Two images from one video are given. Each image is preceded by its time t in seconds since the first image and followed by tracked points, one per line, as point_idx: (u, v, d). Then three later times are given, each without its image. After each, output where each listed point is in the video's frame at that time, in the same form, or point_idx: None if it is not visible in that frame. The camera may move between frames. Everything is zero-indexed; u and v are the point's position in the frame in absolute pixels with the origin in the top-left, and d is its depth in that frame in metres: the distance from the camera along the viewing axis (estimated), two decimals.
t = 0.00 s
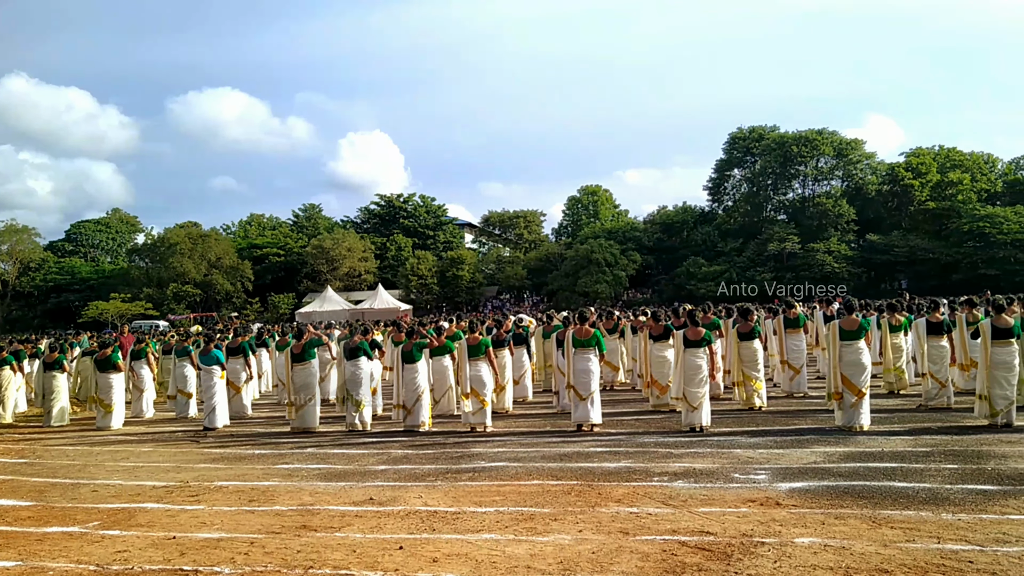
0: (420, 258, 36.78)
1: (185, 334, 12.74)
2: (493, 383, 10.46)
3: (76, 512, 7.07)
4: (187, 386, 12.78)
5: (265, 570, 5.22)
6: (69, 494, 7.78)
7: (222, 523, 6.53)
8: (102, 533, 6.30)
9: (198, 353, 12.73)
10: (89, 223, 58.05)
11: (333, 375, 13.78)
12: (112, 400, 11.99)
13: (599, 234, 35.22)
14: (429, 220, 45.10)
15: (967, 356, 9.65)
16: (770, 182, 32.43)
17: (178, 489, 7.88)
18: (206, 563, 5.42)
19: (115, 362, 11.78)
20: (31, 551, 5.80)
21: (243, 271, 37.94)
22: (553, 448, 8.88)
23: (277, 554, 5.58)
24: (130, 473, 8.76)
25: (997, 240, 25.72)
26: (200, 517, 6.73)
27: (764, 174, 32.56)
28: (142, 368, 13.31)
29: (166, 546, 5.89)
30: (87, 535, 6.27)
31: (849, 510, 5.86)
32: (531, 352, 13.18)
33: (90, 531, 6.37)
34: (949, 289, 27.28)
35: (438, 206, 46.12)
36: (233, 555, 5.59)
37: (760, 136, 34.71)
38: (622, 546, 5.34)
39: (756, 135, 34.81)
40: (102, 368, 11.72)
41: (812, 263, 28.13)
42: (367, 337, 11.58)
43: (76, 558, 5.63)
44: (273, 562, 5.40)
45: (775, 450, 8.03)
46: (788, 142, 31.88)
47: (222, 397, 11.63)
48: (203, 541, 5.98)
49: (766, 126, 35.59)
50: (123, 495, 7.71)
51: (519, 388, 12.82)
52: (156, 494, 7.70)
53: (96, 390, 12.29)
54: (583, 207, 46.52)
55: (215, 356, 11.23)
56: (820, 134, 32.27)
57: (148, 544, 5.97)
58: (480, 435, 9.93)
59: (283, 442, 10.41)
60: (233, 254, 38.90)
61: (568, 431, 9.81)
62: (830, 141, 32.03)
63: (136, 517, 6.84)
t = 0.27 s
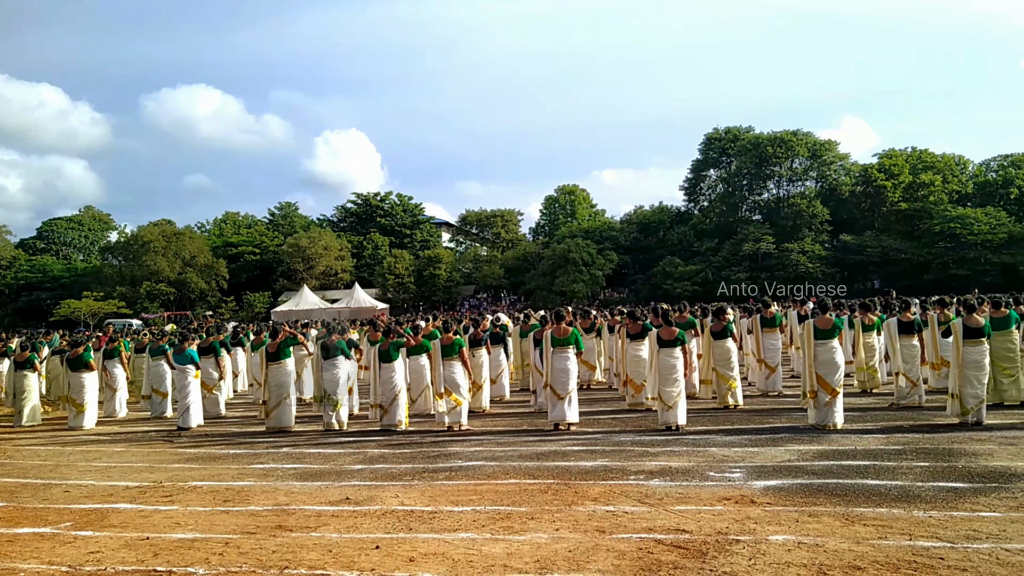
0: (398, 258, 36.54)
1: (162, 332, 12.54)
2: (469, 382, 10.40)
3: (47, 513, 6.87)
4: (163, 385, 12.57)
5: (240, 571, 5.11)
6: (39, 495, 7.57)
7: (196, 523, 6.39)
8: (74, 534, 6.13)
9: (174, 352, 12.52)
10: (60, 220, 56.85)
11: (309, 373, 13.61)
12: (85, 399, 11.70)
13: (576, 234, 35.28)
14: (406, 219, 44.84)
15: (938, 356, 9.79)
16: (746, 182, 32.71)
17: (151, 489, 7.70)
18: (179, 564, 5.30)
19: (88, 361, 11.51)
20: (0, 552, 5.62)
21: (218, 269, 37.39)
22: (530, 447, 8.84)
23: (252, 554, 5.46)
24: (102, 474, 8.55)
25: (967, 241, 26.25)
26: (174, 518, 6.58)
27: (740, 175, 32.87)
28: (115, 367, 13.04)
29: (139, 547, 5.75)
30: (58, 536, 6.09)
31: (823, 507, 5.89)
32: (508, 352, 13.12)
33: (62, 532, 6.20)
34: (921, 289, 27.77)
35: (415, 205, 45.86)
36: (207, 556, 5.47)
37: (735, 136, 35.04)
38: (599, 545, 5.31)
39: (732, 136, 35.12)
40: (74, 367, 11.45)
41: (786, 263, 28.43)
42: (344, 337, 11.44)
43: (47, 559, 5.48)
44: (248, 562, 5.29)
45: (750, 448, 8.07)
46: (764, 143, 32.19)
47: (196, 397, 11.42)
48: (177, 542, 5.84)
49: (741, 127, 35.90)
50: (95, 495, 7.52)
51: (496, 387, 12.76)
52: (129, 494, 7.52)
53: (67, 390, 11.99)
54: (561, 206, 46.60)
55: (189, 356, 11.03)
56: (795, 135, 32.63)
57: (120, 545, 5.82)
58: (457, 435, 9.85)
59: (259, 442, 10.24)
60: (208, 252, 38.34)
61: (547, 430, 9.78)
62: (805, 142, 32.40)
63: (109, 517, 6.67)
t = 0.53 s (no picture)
0: (383, 257, 36.38)
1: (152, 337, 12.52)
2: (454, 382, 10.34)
3: (28, 514, 6.74)
4: (146, 385, 12.40)
5: (223, 572, 5.04)
6: (19, 496, 7.43)
7: (178, 524, 6.29)
8: (56, 535, 6.02)
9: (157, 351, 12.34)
10: (42, 219, 56.08)
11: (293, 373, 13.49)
12: (66, 399, 11.50)
13: (562, 234, 35.31)
14: (391, 218, 44.66)
15: (921, 357, 9.88)
16: (731, 183, 32.88)
17: (134, 490, 7.58)
18: (162, 566, 5.22)
19: (69, 360, 11.31)
20: None
21: (202, 269, 37.04)
22: (515, 447, 8.80)
23: (235, 555, 5.39)
24: (84, 474, 8.40)
25: (949, 243, 26.58)
26: (156, 519, 6.47)
27: (724, 176, 32.79)
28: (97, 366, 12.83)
29: (122, 548, 5.65)
30: (39, 537, 5.98)
31: (806, 507, 5.90)
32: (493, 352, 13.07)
33: (43, 533, 6.08)
34: (904, 290, 28.09)
35: (401, 205, 45.69)
36: (189, 557, 5.38)
37: (720, 138, 35.23)
38: (584, 545, 5.28)
39: (717, 137, 35.31)
40: (55, 366, 11.25)
41: (771, 264, 28.57)
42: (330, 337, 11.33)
43: (28, 561, 5.37)
44: (231, 563, 5.22)
45: (734, 448, 8.09)
46: (748, 145, 32.27)
47: (180, 397, 11.26)
48: (159, 543, 5.75)
49: (726, 129, 36.08)
50: (76, 496, 7.39)
51: (481, 387, 12.69)
52: (111, 495, 7.40)
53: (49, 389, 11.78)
54: (546, 206, 46.65)
55: (172, 356, 10.87)
56: (780, 136, 32.77)
57: (102, 546, 5.72)
58: (442, 435, 9.79)
59: (242, 443, 10.12)
60: (192, 251, 37.98)
61: (533, 430, 9.74)
62: (790, 143, 32.52)
63: (91, 518, 6.55)
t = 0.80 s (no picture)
0: (370, 257, 36.23)
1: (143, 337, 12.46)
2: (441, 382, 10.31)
3: (11, 515, 6.63)
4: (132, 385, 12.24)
5: (209, 572, 4.98)
6: (1, 496, 7.31)
7: (164, 525, 6.22)
8: (39, 535, 5.92)
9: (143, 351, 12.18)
10: (27, 218, 55.39)
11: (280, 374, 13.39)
12: (51, 399, 11.33)
13: (550, 234, 35.31)
14: (379, 218, 44.46)
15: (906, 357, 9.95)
16: (718, 184, 33.00)
17: (119, 490, 7.48)
18: (148, 566, 5.15)
19: (54, 360, 11.14)
20: None
21: (188, 268, 36.72)
22: (503, 447, 8.77)
23: (220, 556, 5.32)
24: (68, 474, 8.28)
25: (934, 243, 26.85)
26: (142, 519, 6.39)
27: (712, 177, 32.88)
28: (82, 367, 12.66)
29: (107, 548, 5.57)
30: (22, 538, 5.88)
31: (792, 506, 5.91)
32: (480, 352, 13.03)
33: (26, 534, 5.98)
34: (889, 290, 28.34)
35: (389, 204, 45.51)
36: (174, 557, 5.32)
37: (707, 138, 35.35)
38: (571, 544, 5.27)
39: (703, 138, 35.44)
40: (39, 366, 11.07)
41: (758, 264, 28.73)
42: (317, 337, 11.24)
43: (11, 562, 5.29)
44: (216, 563, 5.16)
45: (721, 448, 8.10)
46: (735, 145, 32.42)
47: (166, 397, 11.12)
48: (145, 544, 5.68)
49: (713, 129, 36.21)
50: (60, 496, 7.28)
51: (468, 387, 12.64)
52: (96, 495, 7.29)
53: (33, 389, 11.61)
54: (534, 206, 46.65)
55: (158, 356, 10.74)
56: (767, 137, 32.94)
57: (87, 546, 5.63)
58: (430, 435, 9.74)
59: (228, 443, 10.01)
60: (178, 250, 37.64)
61: (522, 430, 9.71)
62: (776, 144, 32.69)
63: (76, 518, 6.46)
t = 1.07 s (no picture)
0: (358, 255, 36.07)
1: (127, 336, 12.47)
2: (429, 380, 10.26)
3: None
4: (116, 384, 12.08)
5: (194, 572, 4.92)
6: None
7: (148, 524, 6.13)
8: (23, 535, 5.83)
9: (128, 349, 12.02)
10: (10, 215, 54.63)
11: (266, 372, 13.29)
12: (34, 398, 11.15)
13: (537, 232, 35.30)
14: (366, 216, 44.25)
15: (892, 355, 10.00)
16: (705, 182, 33.11)
17: (103, 489, 7.37)
18: (133, 566, 5.08)
19: (37, 358, 10.97)
20: None
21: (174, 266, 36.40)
22: (492, 445, 8.73)
23: (206, 555, 5.26)
24: (52, 473, 8.16)
25: (920, 242, 27.08)
26: (126, 518, 6.29)
27: (699, 175, 32.97)
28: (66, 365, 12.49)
29: (91, 548, 5.49)
30: (5, 538, 5.78)
31: (778, 504, 5.92)
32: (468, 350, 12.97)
33: (8, 534, 5.88)
34: (875, 288, 28.59)
35: (376, 202, 45.31)
36: (160, 557, 5.25)
37: (694, 137, 35.45)
38: (558, 542, 5.24)
39: (690, 136, 35.54)
40: (22, 365, 10.91)
41: (745, 263, 28.86)
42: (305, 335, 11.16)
43: None
44: (202, 563, 5.10)
45: (708, 445, 8.10)
46: (722, 144, 32.56)
47: (151, 395, 10.97)
48: (130, 543, 5.60)
49: (700, 128, 36.31)
50: (44, 495, 7.16)
51: (455, 385, 12.59)
52: (80, 494, 7.19)
53: (16, 388, 11.43)
54: (522, 204, 46.63)
55: (143, 354, 10.61)
56: (754, 136, 33.07)
57: (71, 546, 5.55)
58: (417, 434, 9.69)
59: (214, 441, 9.90)
60: (163, 248, 37.28)
61: (510, 428, 9.68)
62: (763, 143, 32.85)
63: (59, 518, 6.36)
